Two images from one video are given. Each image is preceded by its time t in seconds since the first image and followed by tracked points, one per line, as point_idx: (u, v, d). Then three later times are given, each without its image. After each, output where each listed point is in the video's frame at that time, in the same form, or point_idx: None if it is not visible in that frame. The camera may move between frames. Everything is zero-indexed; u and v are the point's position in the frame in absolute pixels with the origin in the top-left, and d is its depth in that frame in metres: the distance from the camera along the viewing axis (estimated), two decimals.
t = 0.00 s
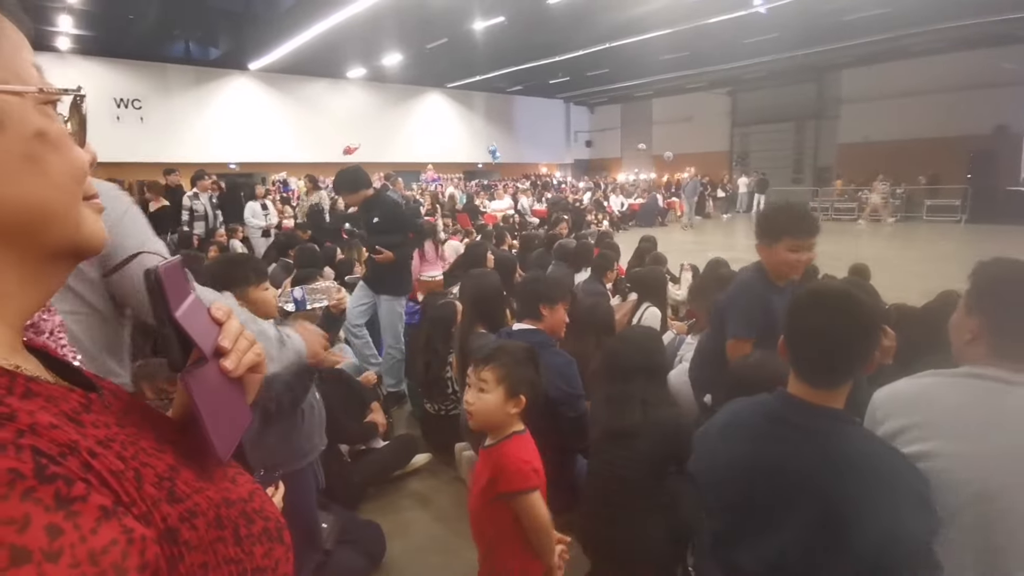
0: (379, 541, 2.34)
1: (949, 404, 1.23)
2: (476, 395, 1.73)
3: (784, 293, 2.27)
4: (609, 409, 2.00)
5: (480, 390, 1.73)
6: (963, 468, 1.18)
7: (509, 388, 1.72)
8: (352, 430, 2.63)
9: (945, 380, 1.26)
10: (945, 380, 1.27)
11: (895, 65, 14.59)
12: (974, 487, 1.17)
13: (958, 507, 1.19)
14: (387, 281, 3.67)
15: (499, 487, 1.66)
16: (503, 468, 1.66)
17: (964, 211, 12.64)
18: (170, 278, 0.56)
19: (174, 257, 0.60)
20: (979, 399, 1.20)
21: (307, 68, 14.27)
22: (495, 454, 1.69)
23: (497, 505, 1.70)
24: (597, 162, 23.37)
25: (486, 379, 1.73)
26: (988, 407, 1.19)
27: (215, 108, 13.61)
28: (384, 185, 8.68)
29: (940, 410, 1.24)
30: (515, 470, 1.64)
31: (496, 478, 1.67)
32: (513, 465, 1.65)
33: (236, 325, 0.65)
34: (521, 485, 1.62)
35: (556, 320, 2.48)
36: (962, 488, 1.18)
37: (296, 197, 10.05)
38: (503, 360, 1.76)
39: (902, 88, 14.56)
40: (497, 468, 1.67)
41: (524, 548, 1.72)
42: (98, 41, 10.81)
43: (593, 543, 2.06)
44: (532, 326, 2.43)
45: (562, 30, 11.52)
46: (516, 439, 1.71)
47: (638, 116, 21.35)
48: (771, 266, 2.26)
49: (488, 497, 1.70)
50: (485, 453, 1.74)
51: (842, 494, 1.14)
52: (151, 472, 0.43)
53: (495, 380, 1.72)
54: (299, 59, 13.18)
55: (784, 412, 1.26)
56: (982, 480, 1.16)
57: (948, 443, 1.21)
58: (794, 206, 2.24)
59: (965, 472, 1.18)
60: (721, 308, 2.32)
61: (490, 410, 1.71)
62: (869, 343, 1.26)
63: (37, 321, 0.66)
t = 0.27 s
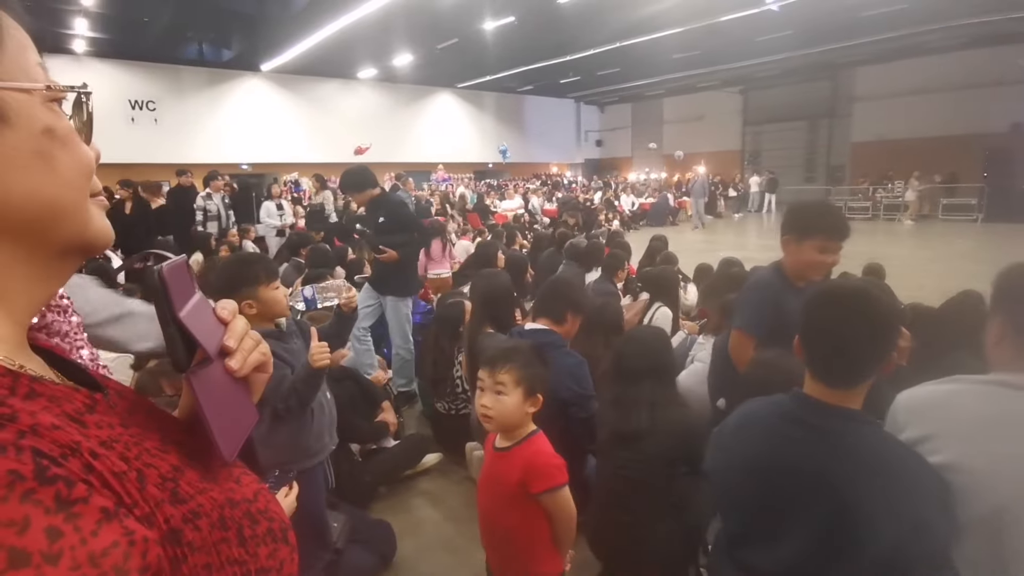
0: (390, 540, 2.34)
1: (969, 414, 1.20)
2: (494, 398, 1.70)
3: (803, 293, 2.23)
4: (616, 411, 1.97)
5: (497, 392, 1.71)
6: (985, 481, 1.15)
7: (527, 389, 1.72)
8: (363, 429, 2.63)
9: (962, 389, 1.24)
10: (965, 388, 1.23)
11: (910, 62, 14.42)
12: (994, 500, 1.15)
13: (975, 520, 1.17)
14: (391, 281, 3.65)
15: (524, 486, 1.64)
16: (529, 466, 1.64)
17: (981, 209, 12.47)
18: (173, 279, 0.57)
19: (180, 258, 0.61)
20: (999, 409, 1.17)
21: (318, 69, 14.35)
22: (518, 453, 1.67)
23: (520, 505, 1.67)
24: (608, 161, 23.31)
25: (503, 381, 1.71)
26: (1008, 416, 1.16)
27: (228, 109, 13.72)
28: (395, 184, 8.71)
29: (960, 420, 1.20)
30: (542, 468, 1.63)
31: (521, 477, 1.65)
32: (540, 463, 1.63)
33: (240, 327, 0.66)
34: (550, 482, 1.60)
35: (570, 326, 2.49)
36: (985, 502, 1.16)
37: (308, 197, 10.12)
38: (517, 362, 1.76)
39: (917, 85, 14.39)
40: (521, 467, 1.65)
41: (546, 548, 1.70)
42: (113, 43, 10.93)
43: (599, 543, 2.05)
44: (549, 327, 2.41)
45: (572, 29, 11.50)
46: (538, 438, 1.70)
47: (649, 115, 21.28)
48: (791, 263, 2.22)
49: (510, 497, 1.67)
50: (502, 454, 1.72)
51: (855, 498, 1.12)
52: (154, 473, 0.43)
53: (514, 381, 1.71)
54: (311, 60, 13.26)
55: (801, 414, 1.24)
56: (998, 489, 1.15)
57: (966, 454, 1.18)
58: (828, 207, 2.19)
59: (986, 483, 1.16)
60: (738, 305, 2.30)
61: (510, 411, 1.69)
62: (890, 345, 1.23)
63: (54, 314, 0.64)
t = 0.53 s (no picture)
0: (394, 540, 2.34)
1: (989, 421, 1.17)
2: (507, 409, 1.66)
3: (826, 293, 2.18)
4: (620, 412, 1.96)
5: (510, 402, 1.67)
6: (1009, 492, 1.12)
7: (542, 400, 1.68)
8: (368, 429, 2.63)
9: (977, 397, 1.22)
10: (981, 395, 1.22)
11: (917, 61, 14.31)
12: None
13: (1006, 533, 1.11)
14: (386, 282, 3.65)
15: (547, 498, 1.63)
16: (552, 478, 1.62)
17: (989, 209, 12.37)
18: (166, 281, 0.57)
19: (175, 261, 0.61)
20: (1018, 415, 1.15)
21: (323, 69, 14.37)
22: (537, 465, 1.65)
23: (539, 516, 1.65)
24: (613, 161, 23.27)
25: (518, 391, 1.67)
26: None
27: (234, 110, 13.76)
28: (399, 184, 8.72)
29: (979, 429, 1.18)
30: (565, 480, 1.61)
31: (543, 488, 1.63)
32: (563, 475, 1.61)
33: (235, 328, 0.67)
34: (575, 494, 1.59)
35: (576, 327, 2.48)
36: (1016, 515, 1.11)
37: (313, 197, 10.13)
38: (531, 371, 1.72)
39: (924, 84, 14.28)
40: (542, 479, 1.63)
41: (563, 558, 1.69)
42: (120, 44, 10.97)
43: (602, 543, 2.04)
44: (553, 327, 2.40)
45: (576, 29, 11.47)
46: (557, 450, 1.67)
47: (654, 115, 21.23)
48: (808, 264, 2.20)
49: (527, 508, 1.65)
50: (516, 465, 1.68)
51: (854, 499, 1.11)
52: (141, 479, 0.43)
53: (528, 392, 1.67)
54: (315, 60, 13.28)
55: (804, 415, 1.23)
56: None
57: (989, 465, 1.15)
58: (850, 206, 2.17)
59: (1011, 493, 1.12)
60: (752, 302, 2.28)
61: (527, 424, 1.64)
62: (896, 347, 1.22)
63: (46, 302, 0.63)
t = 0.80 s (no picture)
0: (394, 540, 2.33)
1: (954, 421, 1.16)
2: (496, 419, 1.63)
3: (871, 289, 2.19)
4: (620, 411, 1.95)
5: (499, 414, 1.64)
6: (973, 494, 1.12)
7: (532, 414, 1.65)
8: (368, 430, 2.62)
9: (941, 395, 1.20)
10: (940, 393, 1.21)
11: (916, 56, 14.28)
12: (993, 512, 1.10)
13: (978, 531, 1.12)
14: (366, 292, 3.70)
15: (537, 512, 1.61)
16: (542, 494, 1.60)
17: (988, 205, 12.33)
18: (150, 287, 0.56)
19: (160, 264, 0.61)
20: (982, 416, 1.13)
21: (320, 71, 14.36)
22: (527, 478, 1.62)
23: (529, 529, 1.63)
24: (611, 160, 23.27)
25: (509, 405, 1.64)
26: (992, 421, 1.12)
27: (231, 112, 13.76)
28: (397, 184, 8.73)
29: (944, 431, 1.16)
30: (556, 495, 1.60)
31: (533, 503, 1.61)
32: (554, 491, 1.60)
33: (224, 332, 0.67)
34: (564, 509, 1.59)
35: (575, 327, 2.47)
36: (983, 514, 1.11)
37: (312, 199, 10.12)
38: (523, 383, 1.68)
39: (922, 79, 14.25)
40: (533, 494, 1.61)
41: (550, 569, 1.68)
42: (117, 48, 10.97)
43: (602, 541, 2.04)
44: (551, 326, 2.39)
45: (573, 28, 11.46)
46: (547, 464, 1.65)
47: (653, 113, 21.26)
48: (855, 261, 2.26)
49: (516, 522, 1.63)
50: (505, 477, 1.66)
51: (847, 496, 1.11)
52: (124, 486, 0.42)
53: (518, 404, 1.64)
54: (312, 62, 13.27)
55: (801, 413, 1.22)
56: (988, 496, 1.11)
57: (955, 467, 1.14)
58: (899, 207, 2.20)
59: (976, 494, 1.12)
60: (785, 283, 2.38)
61: (517, 438, 1.62)
62: (888, 339, 1.21)
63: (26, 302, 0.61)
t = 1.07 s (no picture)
0: (395, 542, 2.32)
1: (955, 423, 1.16)
2: (482, 426, 1.59)
3: (908, 286, 1.96)
4: (622, 411, 1.94)
5: (485, 420, 1.59)
6: (973, 496, 1.11)
7: (519, 419, 1.60)
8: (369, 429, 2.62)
9: (943, 397, 1.20)
10: (941, 397, 1.21)
11: (915, 55, 14.26)
12: (992, 515, 1.10)
13: (973, 534, 1.11)
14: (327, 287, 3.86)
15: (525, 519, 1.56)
16: (530, 500, 1.55)
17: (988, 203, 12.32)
18: (144, 287, 0.56)
19: (155, 266, 0.61)
20: (985, 418, 1.13)
21: (319, 71, 14.34)
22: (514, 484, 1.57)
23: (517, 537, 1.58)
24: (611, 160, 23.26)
25: (494, 409, 1.59)
26: (994, 424, 1.11)
27: (231, 113, 13.76)
28: (397, 185, 8.73)
29: (945, 432, 1.16)
30: (544, 502, 1.54)
31: (521, 510, 1.56)
32: (542, 497, 1.54)
33: (221, 334, 0.67)
34: (552, 516, 1.53)
35: (575, 326, 2.47)
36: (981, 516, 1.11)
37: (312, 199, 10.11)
38: (510, 386, 1.63)
39: (921, 79, 14.24)
40: (521, 500, 1.55)
41: None
42: (116, 49, 10.98)
43: (604, 540, 2.03)
44: (551, 325, 2.38)
45: (572, 28, 11.45)
46: (534, 469, 1.60)
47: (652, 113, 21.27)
48: (887, 256, 1.98)
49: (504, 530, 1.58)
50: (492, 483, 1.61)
51: (845, 492, 1.10)
52: (117, 488, 0.42)
53: (504, 410, 1.59)
54: (311, 63, 13.26)
55: (798, 412, 1.21)
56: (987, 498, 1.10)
57: (956, 469, 1.14)
58: (930, 192, 1.90)
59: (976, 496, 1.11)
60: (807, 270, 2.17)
61: (502, 443, 1.58)
62: (880, 335, 1.20)
63: (7, 313, 0.60)
